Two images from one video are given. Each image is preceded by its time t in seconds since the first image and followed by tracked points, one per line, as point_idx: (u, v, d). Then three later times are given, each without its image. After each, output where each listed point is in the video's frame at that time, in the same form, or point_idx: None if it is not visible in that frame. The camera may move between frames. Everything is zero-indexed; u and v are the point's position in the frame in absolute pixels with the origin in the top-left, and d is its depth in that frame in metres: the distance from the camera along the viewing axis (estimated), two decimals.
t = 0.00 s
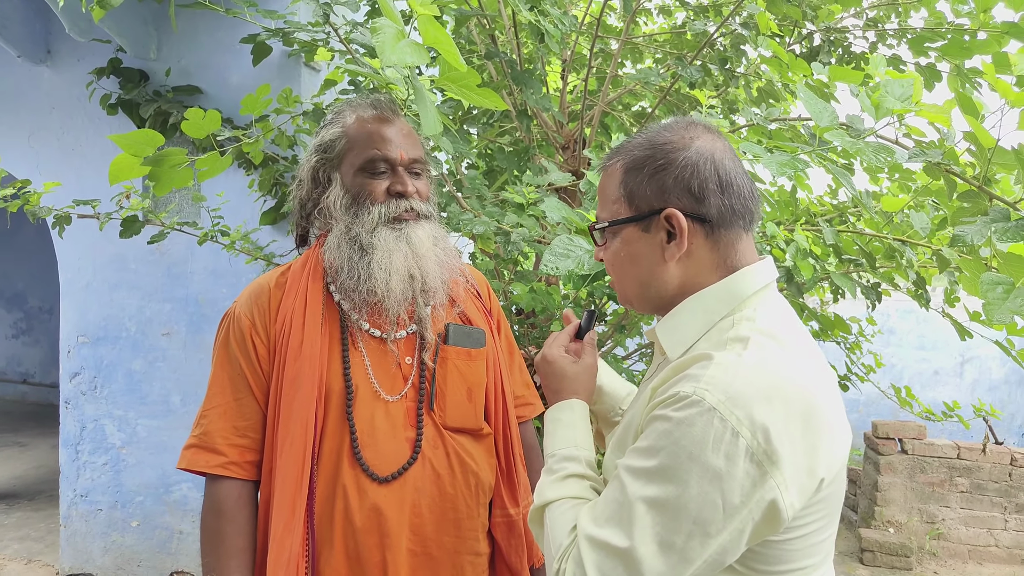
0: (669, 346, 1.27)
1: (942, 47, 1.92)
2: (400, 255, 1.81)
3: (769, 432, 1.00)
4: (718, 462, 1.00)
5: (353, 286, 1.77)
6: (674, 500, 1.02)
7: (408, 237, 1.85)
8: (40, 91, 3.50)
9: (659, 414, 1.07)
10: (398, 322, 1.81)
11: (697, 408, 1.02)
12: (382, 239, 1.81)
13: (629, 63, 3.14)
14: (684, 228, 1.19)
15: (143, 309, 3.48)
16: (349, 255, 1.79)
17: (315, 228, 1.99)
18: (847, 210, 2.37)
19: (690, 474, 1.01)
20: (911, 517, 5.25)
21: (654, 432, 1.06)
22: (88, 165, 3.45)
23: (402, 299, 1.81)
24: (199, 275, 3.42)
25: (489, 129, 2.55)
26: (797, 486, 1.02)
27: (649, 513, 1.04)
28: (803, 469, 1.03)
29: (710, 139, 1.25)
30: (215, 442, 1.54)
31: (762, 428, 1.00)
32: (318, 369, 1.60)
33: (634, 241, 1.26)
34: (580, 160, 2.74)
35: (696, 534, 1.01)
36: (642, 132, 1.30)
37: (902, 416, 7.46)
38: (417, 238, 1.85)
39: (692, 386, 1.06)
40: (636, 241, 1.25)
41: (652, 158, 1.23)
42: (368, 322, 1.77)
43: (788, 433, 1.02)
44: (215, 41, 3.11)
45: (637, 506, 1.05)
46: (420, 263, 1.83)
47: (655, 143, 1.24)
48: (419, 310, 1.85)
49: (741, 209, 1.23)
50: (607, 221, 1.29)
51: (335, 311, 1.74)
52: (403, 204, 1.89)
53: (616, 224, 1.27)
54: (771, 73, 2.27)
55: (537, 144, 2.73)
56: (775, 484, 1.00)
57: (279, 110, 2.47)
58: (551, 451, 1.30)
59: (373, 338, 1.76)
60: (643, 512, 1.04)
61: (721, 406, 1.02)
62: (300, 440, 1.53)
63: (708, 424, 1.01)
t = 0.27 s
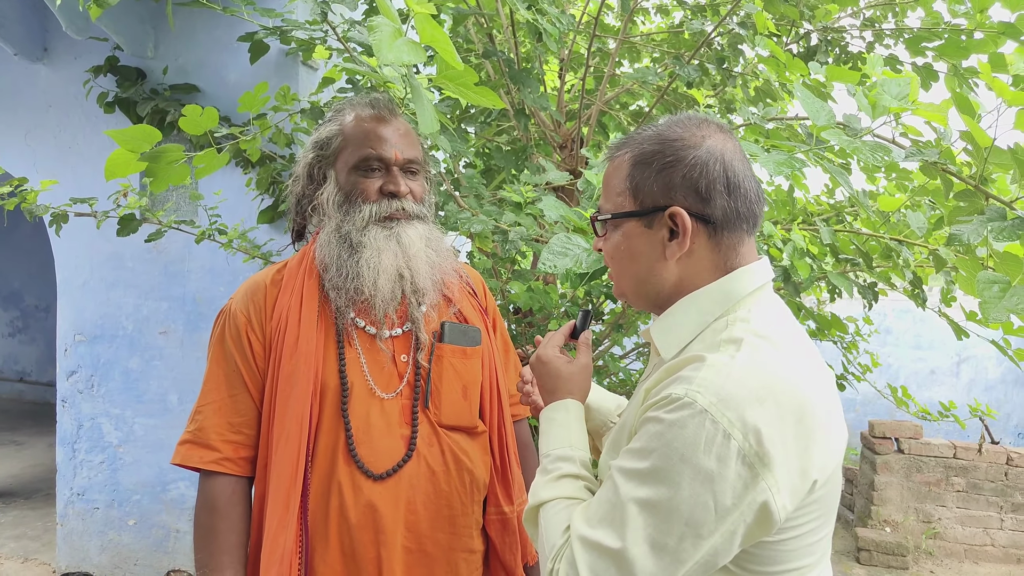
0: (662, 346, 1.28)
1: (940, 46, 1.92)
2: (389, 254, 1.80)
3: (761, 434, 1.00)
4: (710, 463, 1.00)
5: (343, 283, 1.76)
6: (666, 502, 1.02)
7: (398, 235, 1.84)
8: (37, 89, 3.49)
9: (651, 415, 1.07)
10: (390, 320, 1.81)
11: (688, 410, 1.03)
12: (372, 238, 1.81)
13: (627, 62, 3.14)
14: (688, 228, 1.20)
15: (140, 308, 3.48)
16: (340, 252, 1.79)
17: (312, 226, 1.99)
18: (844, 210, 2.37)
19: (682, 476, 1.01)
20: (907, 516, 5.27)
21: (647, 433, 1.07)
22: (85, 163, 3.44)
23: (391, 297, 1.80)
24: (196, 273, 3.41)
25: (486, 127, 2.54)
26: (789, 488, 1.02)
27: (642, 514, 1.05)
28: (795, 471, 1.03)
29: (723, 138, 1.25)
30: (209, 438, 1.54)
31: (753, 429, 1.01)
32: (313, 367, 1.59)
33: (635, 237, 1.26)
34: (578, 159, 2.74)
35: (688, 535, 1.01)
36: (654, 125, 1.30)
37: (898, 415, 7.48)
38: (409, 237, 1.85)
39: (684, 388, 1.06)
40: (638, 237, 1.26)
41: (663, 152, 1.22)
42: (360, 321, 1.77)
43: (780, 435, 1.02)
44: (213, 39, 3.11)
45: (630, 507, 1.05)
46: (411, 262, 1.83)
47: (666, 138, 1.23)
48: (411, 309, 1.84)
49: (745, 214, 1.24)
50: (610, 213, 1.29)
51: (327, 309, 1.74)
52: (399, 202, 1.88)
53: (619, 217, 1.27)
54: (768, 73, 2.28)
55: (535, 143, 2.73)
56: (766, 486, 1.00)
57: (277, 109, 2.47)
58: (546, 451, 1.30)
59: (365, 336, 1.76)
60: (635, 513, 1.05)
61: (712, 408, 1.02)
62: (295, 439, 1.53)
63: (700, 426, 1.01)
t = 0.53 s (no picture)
0: (658, 348, 1.29)
1: (937, 47, 1.93)
2: (386, 256, 1.81)
3: (759, 435, 1.01)
4: (709, 465, 1.00)
5: (340, 284, 1.76)
6: (665, 504, 1.02)
7: (396, 238, 1.84)
8: (36, 90, 3.49)
9: (650, 417, 1.08)
10: (387, 322, 1.81)
11: (687, 411, 1.03)
12: (369, 240, 1.81)
13: (626, 63, 3.15)
14: (685, 230, 1.20)
15: (139, 309, 3.47)
16: (337, 254, 1.80)
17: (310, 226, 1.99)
18: (842, 210, 2.38)
19: (680, 478, 1.01)
20: (905, 517, 5.27)
21: (646, 435, 1.07)
22: (84, 164, 3.45)
23: (387, 299, 1.81)
24: (195, 274, 3.41)
25: (485, 128, 2.55)
26: (787, 489, 1.02)
27: (640, 516, 1.05)
28: (794, 472, 1.03)
29: (721, 140, 1.25)
30: (208, 439, 1.54)
31: (751, 431, 1.01)
32: (311, 369, 1.60)
33: (633, 239, 1.26)
34: (577, 159, 2.75)
35: (686, 537, 1.01)
36: (653, 125, 1.29)
37: (897, 416, 7.49)
38: (406, 240, 1.85)
39: (682, 390, 1.06)
40: (635, 238, 1.26)
41: (660, 154, 1.22)
42: (356, 322, 1.77)
43: (778, 437, 1.02)
44: (212, 40, 3.11)
45: (629, 509, 1.05)
46: (409, 265, 1.83)
47: (663, 141, 1.23)
48: (408, 311, 1.85)
49: (743, 215, 1.24)
50: (608, 215, 1.29)
51: (324, 310, 1.74)
52: (397, 205, 1.88)
53: (617, 219, 1.27)
54: (766, 74, 2.28)
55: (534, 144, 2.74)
56: (765, 488, 1.00)
57: (276, 110, 2.47)
58: (544, 453, 1.31)
59: (362, 338, 1.76)
60: (634, 515, 1.05)
61: (710, 410, 1.02)
62: (293, 441, 1.53)
63: (698, 428, 1.02)
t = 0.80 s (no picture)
0: (653, 348, 1.29)
1: (934, 50, 1.94)
2: (384, 262, 1.81)
3: (755, 438, 1.01)
4: (705, 467, 1.01)
5: (338, 290, 1.76)
6: (663, 506, 1.03)
7: (394, 243, 1.84)
8: (35, 94, 3.49)
9: (647, 421, 1.08)
10: (385, 326, 1.81)
11: (683, 414, 1.04)
12: (368, 246, 1.81)
13: (624, 66, 3.16)
14: (684, 231, 1.21)
15: (138, 312, 3.47)
16: (336, 259, 1.80)
17: (309, 230, 1.99)
18: (840, 213, 2.39)
19: (678, 481, 1.02)
20: (904, 518, 5.28)
21: (642, 438, 1.07)
22: (83, 168, 3.44)
23: (385, 304, 1.81)
24: (194, 277, 3.41)
25: (484, 131, 2.56)
26: (783, 491, 1.03)
27: (638, 519, 1.05)
28: (790, 473, 1.04)
29: (722, 144, 1.26)
30: (208, 444, 1.54)
31: (747, 434, 1.01)
32: (310, 374, 1.60)
33: (631, 238, 1.26)
34: (575, 162, 2.75)
35: (684, 539, 1.02)
36: (654, 125, 1.30)
37: (895, 417, 7.50)
38: (405, 246, 1.85)
39: (678, 393, 1.07)
40: (634, 238, 1.26)
41: (662, 155, 1.23)
42: (355, 327, 1.77)
43: (774, 439, 1.03)
44: (211, 44, 3.11)
45: (626, 513, 1.05)
46: (407, 271, 1.83)
47: (665, 141, 1.23)
48: (406, 316, 1.85)
49: (740, 218, 1.25)
50: (607, 213, 1.29)
51: (322, 315, 1.74)
52: (396, 210, 1.88)
53: (616, 218, 1.27)
54: (764, 77, 2.29)
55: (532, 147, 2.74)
56: (761, 489, 1.01)
57: (275, 113, 2.47)
58: (541, 456, 1.31)
59: (360, 343, 1.76)
60: (632, 518, 1.05)
61: (706, 412, 1.03)
62: (292, 445, 1.53)
63: (695, 431, 1.02)
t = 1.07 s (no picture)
0: (651, 348, 1.29)
1: (931, 49, 1.94)
2: (383, 263, 1.81)
3: (752, 433, 1.01)
4: (704, 464, 1.01)
5: (338, 291, 1.76)
6: (661, 503, 1.03)
7: (393, 245, 1.84)
8: (32, 96, 3.49)
9: (644, 417, 1.08)
10: (385, 326, 1.81)
11: (680, 410, 1.04)
12: (367, 247, 1.81)
13: (621, 66, 3.16)
14: (677, 231, 1.21)
15: (137, 314, 3.47)
16: (335, 261, 1.80)
17: (308, 231, 1.99)
18: (838, 212, 2.39)
19: (676, 477, 1.02)
20: (903, 516, 5.28)
21: (641, 436, 1.07)
22: (81, 169, 3.44)
23: (385, 305, 1.81)
24: (193, 279, 3.41)
25: (482, 132, 2.56)
26: (781, 487, 1.03)
27: (637, 516, 1.05)
28: (786, 468, 1.04)
29: (708, 142, 1.26)
30: (209, 445, 1.54)
31: (744, 428, 1.02)
32: (310, 374, 1.60)
33: (625, 241, 1.27)
34: (574, 162, 2.76)
35: (683, 536, 1.02)
36: (639, 128, 1.30)
37: (894, 415, 7.51)
38: (404, 247, 1.85)
39: (676, 390, 1.07)
40: (627, 240, 1.26)
41: (650, 157, 1.23)
42: (354, 328, 1.77)
43: (771, 434, 1.03)
44: (208, 45, 3.11)
45: (625, 510, 1.05)
46: (406, 273, 1.83)
47: (652, 143, 1.24)
48: (406, 316, 1.85)
49: (732, 215, 1.26)
50: (598, 218, 1.30)
51: (322, 317, 1.74)
52: (396, 211, 1.89)
53: (608, 222, 1.28)
54: (761, 76, 2.29)
55: (531, 147, 2.74)
56: (759, 485, 1.01)
57: (273, 114, 2.47)
58: (540, 456, 1.31)
59: (360, 344, 1.76)
60: (631, 515, 1.05)
61: (703, 409, 1.03)
62: (293, 445, 1.53)
63: (692, 427, 1.02)
